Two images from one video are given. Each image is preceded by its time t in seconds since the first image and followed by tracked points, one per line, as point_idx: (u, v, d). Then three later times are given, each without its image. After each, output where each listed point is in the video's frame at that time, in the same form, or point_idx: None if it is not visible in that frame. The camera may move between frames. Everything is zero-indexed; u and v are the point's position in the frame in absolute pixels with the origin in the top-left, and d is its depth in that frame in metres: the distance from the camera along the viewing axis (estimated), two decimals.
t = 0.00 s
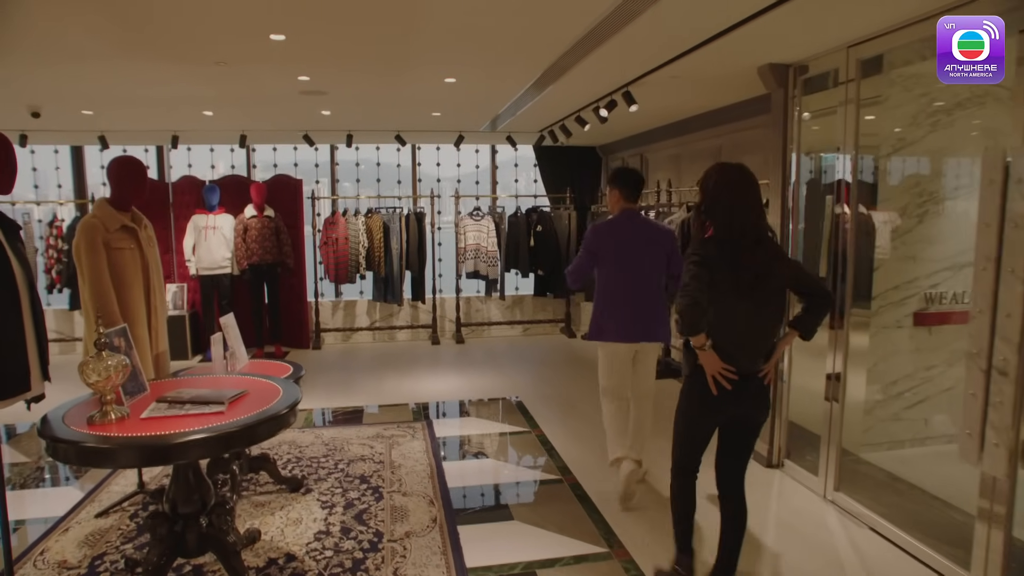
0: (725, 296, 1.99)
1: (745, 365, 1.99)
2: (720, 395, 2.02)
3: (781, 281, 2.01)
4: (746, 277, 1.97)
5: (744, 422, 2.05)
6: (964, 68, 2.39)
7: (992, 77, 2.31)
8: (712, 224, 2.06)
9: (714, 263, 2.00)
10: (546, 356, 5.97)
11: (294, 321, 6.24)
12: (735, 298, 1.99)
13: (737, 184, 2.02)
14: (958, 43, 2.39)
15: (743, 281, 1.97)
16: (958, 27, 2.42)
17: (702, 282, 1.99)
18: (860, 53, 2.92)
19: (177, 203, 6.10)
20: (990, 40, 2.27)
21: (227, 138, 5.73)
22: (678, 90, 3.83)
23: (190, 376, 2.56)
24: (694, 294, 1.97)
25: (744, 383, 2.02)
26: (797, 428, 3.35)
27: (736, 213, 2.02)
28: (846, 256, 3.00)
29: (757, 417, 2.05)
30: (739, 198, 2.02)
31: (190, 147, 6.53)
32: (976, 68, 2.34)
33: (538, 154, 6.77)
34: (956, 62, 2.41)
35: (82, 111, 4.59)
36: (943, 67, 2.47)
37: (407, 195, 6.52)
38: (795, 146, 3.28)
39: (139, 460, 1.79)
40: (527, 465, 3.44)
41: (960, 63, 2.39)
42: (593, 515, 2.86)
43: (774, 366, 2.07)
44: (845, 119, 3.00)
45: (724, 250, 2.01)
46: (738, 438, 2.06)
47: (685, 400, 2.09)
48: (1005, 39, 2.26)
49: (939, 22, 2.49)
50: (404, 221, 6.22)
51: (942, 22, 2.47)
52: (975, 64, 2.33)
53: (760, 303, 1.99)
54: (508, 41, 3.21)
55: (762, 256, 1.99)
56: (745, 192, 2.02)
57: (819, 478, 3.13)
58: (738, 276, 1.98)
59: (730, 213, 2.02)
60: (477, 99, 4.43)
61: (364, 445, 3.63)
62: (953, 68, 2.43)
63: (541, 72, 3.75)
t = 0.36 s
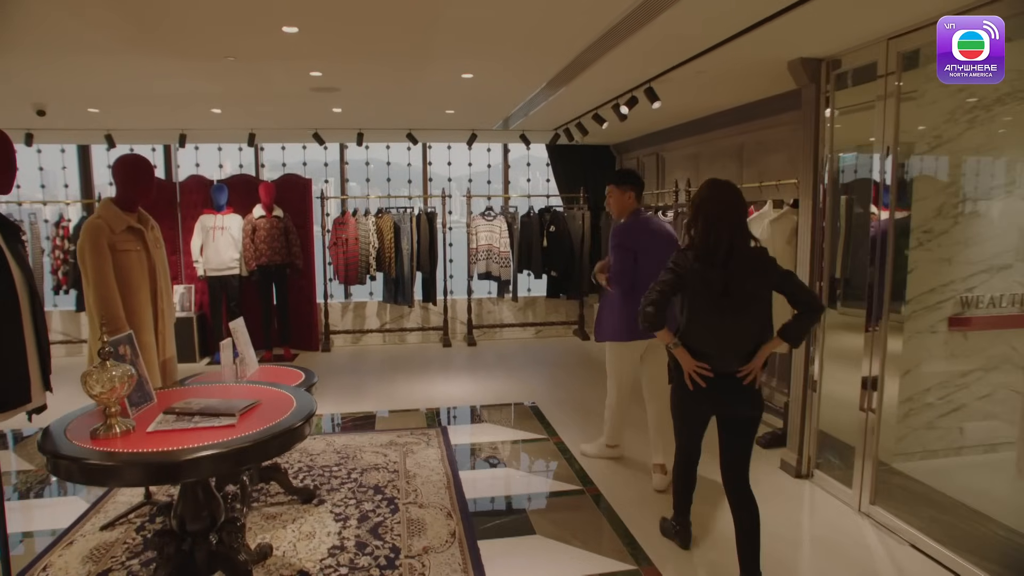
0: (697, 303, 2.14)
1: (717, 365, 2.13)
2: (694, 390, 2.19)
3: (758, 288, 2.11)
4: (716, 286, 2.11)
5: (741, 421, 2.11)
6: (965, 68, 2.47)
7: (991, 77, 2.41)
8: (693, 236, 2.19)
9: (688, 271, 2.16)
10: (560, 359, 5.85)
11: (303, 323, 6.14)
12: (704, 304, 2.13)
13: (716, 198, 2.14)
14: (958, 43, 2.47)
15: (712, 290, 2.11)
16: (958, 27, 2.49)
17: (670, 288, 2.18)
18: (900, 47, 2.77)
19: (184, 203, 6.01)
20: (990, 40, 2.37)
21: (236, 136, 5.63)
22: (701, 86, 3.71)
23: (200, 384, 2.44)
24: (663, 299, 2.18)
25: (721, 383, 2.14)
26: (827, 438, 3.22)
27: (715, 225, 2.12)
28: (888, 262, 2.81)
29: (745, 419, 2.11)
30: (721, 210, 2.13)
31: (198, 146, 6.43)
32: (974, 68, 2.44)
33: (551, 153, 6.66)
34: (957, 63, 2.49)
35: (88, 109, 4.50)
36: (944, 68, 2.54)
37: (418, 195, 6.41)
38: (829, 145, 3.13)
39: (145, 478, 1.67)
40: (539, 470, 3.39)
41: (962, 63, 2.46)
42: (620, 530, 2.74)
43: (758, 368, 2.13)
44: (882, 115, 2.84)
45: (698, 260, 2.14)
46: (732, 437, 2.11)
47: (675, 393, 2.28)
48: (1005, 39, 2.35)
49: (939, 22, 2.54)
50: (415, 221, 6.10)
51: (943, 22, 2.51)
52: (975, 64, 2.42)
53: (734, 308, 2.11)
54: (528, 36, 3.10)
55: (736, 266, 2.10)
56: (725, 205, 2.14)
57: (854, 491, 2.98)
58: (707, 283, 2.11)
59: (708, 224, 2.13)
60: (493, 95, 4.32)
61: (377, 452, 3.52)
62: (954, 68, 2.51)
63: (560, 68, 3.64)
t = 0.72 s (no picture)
0: (679, 287, 2.32)
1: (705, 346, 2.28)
2: (689, 371, 2.30)
3: (735, 270, 2.29)
4: (696, 270, 2.29)
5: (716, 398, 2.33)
6: (964, 68, 2.46)
7: (990, 77, 2.43)
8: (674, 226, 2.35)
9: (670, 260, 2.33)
10: (566, 362, 5.72)
11: (303, 325, 6.02)
12: (686, 286, 2.31)
13: (694, 189, 2.29)
14: (957, 43, 2.46)
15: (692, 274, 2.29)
16: (958, 28, 2.47)
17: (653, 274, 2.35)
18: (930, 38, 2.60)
19: (182, 202, 5.88)
20: (991, 40, 2.37)
21: (234, 134, 5.51)
22: (716, 81, 3.57)
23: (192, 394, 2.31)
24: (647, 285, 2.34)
25: (711, 360, 2.28)
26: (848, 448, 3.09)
27: (693, 214, 2.29)
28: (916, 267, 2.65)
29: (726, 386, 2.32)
30: (699, 200, 2.29)
31: (196, 144, 6.30)
32: (973, 68, 2.44)
33: (556, 151, 6.53)
34: (956, 63, 2.48)
35: (81, 104, 4.36)
36: (943, 67, 2.53)
37: (421, 194, 6.29)
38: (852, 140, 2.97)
39: (128, 499, 1.54)
40: (543, 475, 3.33)
41: (961, 63, 2.46)
42: (634, 546, 2.62)
43: (744, 345, 2.29)
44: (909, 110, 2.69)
45: (679, 247, 2.31)
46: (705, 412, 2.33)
47: (666, 380, 2.40)
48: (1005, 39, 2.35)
49: (938, 23, 2.51)
50: (417, 221, 5.96)
51: (942, 22, 2.49)
52: (975, 64, 2.42)
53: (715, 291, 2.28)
54: (538, 29, 2.97)
55: (713, 251, 2.27)
56: (703, 196, 2.29)
57: (878, 504, 2.84)
58: (687, 269, 2.30)
59: (686, 214, 2.30)
60: (499, 91, 4.18)
61: (379, 461, 3.39)
62: (953, 68, 2.50)
63: (570, 62, 3.51)
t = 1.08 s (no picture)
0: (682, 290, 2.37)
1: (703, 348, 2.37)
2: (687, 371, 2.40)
3: (731, 274, 2.39)
4: (700, 274, 2.34)
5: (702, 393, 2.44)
6: (964, 68, 2.42)
7: (990, 77, 2.40)
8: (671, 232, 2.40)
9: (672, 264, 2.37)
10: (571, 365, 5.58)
11: (302, 327, 5.88)
12: (688, 290, 2.37)
13: (696, 198, 2.36)
14: (957, 43, 2.43)
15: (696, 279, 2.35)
16: (958, 28, 2.45)
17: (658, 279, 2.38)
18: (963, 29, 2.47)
19: (178, 202, 5.74)
20: (990, 40, 2.34)
21: (232, 132, 5.37)
22: (732, 75, 3.44)
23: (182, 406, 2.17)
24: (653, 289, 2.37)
25: (707, 359, 2.40)
26: (872, 460, 2.95)
27: (694, 220, 2.35)
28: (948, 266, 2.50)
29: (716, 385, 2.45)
30: (698, 207, 2.37)
31: (193, 143, 6.17)
32: (973, 69, 2.40)
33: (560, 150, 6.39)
34: (957, 63, 2.44)
35: (72, 101, 4.23)
36: (944, 68, 2.48)
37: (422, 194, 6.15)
38: (878, 134, 2.83)
39: (104, 528, 1.39)
40: (546, 480, 3.26)
41: (961, 63, 2.42)
42: (650, 564, 2.48)
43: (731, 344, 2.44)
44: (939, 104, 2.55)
45: (682, 253, 2.36)
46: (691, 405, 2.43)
47: (659, 377, 2.49)
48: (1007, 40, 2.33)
49: (939, 22, 2.49)
50: (419, 221, 5.83)
51: (942, 22, 2.47)
52: (975, 64, 2.39)
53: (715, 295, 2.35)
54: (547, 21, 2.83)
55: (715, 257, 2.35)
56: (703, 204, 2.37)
57: (905, 519, 2.70)
58: (691, 272, 2.35)
59: (688, 221, 2.36)
60: (504, 87, 4.04)
61: (381, 471, 3.25)
62: (952, 68, 2.45)
63: (580, 56, 3.36)
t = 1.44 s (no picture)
0: (680, 278, 2.58)
1: (705, 333, 2.57)
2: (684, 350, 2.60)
3: (727, 265, 2.59)
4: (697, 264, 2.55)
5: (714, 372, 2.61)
6: (965, 68, 2.40)
7: (991, 78, 2.31)
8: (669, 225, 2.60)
9: (673, 256, 2.58)
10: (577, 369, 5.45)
11: (301, 330, 5.74)
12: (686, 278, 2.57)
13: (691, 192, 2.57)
14: (958, 43, 2.43)
15: (696, 268, 2.56)
16: (959, 28, 2.45)
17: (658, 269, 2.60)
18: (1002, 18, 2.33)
19: (175, 201, 5.60)
20: (990, 39, 2.30)
21: (230, 129, 5.23)
22: (751, 68, 3.29)
23: (175, 418, 2.03)
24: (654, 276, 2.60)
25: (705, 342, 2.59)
26: (901, 473, 2.80)
27: (689, 213, 2.57)
28: (988, 267, 2.33)
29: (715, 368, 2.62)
30: (691, 200, 2.58)
31: (190, 141, 6.03)
32: (975, 68, 2.35)
33: (566, 148, 6.25)
34: (956, 63, 2.43)
35: (63, 96, 4.08)
36: (945, 68, 2.49)
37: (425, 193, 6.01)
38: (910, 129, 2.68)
39: (73, 568, 1.25)
40: (551, 485, 3.20)
41: (960, 63, 2.41)
42: None
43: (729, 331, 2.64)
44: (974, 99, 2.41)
45: (680, 244, 2.57)
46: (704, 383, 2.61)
47: (655, 361, 2.68)
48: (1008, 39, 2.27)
49: (940, 23, 2.51)
50: (421, 221, 5.69)
51: (943, 22, 2.49)
52: (975, 64, 2.34)
53: (713, 283, 2.55)
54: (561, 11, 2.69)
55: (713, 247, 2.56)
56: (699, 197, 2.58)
57: (939, 536, 2.55)
58: (688, 261, 2.56)
59: (684, 213, 2.57)
60: (512, 81, 3.90)
61: (384, 483, 3.11)
62: (954, 68, 2.45)
63: (592, 50, 3.23)
